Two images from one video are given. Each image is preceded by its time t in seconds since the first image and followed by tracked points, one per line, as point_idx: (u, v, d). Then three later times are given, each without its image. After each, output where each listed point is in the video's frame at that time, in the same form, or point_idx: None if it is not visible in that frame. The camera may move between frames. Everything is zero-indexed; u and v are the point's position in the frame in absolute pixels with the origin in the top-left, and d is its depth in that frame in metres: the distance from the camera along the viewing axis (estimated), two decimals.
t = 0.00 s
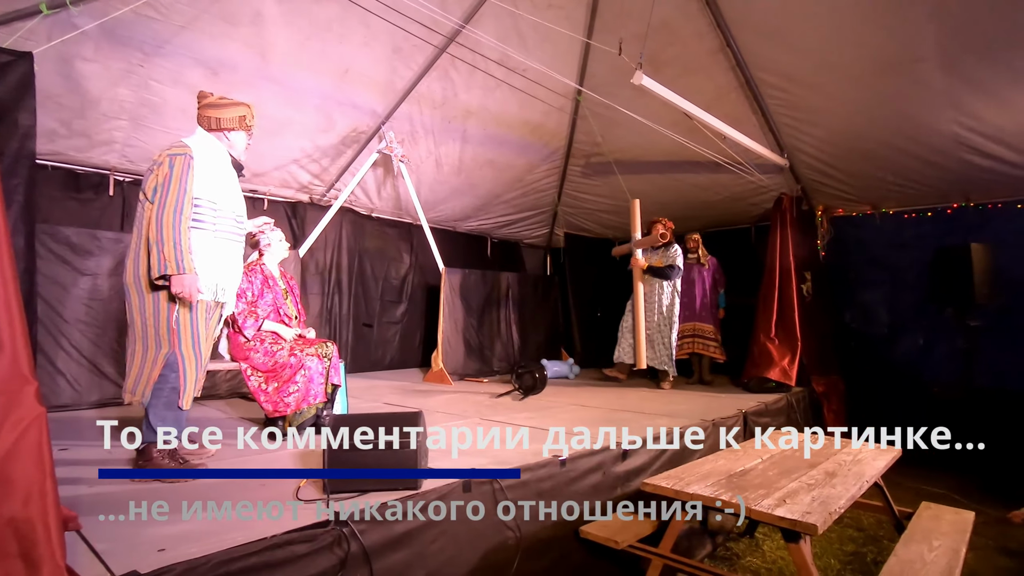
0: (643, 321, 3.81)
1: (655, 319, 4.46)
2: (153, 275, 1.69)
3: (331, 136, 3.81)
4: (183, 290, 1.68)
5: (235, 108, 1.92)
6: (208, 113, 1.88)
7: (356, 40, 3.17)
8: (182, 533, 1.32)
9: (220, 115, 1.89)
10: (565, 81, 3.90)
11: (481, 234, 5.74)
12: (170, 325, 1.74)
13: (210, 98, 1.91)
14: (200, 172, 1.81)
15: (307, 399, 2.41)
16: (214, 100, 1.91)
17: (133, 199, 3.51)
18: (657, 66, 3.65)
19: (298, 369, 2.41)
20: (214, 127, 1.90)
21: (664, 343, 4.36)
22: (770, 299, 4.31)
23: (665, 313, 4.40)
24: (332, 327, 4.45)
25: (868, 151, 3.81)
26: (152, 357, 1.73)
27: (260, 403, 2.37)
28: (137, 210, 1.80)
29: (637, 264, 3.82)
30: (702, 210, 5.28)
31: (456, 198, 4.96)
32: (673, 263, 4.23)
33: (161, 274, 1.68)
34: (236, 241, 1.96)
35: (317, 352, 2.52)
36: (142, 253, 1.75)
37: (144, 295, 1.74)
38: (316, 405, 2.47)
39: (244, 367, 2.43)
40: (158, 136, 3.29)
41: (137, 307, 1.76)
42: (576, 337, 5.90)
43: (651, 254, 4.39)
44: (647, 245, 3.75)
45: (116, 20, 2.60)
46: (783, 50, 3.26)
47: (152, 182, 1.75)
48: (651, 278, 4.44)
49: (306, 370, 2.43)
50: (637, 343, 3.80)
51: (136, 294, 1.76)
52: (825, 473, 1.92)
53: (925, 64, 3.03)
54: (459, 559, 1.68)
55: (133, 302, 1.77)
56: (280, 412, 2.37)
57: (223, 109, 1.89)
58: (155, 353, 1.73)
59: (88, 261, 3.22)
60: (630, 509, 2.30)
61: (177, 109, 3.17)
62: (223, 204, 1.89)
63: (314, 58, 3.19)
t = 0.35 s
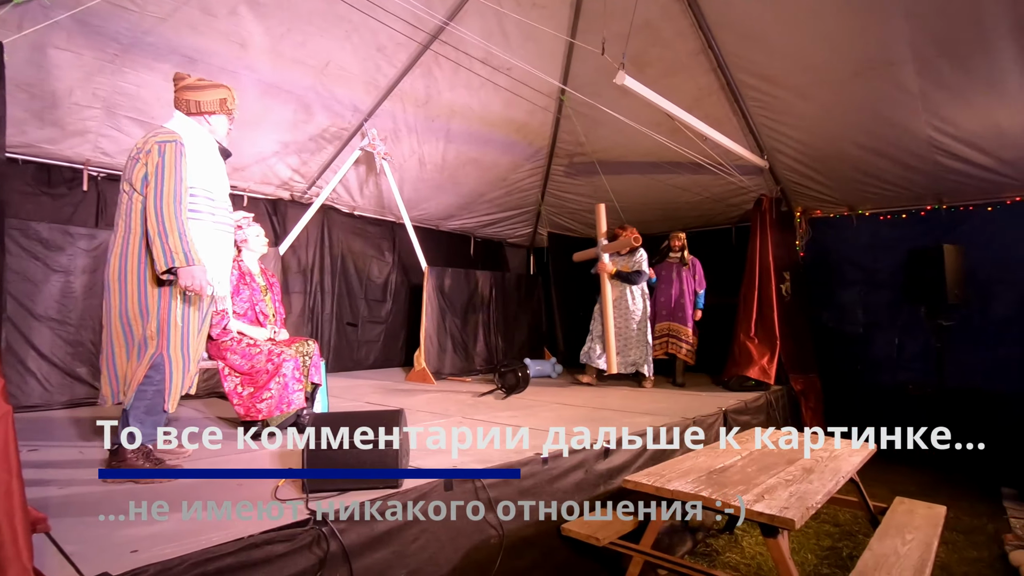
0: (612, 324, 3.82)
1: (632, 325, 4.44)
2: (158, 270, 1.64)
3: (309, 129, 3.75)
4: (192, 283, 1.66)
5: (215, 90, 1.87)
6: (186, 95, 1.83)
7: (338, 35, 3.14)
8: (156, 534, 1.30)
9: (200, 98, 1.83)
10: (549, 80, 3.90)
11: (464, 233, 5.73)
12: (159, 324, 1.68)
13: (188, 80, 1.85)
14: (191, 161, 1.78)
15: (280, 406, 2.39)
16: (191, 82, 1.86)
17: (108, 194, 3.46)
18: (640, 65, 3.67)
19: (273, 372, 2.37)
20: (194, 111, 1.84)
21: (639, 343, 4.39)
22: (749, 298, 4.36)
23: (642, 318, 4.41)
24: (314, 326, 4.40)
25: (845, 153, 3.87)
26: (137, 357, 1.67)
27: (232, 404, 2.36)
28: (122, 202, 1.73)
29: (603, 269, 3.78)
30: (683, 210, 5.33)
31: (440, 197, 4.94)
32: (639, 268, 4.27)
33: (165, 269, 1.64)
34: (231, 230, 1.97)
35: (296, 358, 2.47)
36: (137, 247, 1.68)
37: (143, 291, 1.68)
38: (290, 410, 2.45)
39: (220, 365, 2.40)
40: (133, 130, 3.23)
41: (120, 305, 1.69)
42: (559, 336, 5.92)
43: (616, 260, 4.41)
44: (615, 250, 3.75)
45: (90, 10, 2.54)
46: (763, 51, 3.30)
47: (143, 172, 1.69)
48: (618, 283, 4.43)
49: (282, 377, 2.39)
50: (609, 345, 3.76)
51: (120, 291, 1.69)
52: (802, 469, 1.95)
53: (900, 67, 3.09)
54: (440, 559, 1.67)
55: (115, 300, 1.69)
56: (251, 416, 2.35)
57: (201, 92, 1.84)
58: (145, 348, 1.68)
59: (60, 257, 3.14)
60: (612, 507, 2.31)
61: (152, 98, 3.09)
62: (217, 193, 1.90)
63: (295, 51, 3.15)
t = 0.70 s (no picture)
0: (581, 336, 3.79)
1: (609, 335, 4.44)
2: (161, 267, 1.65)
3: (292, 129, 3.72)
4: (196, 278, 1.68)
5: (193, 83, 1.82)
6: (162, 89, 1.78)
7: (321, 31, 3.11)
8: (133, 537, 1.28)
9: (177, 92, 1.79)
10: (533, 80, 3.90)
11: (447, 232, 5.71)
12: (156, 324, 1.69)
13: (164, 73, 1.80)
14: (179, 158, 1.76)
15: (260, 407, 2.35)
16: (168, 75, 1.81)
17: (83, 191, 3.40)
18: (624, 67, 3.69)
19: (253, 373, 2.34)
20: (172, 105, 1.80)
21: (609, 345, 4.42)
22: (730, 298, 4.42)
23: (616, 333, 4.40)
24: (295, 326, 4.35)
25: (823, 156, 3.94)
26: (127, 361, 1.65)
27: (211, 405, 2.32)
28: (108, 202, 1.69)
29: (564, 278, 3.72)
30: (666, 211, 5.37)
31: (423, 196, 4.92)
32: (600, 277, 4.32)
33: (168, 266, 1.65)
34: (219, 226, 1.98)
35: (276, 358, 2.45)
36: (132, 246, 1.67)
37: (143, 291, 1.67)
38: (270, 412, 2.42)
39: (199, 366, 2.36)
40: (109, 126, 3.16)
41: (110, 307, 1.65)
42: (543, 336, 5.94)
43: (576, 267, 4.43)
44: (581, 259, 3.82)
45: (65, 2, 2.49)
46: (744, 55, 3.34)
47: (131, 171, 1.67)
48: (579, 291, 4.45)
49: (261, 378, 2.35)
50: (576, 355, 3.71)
51: (110, 293, 1.65)
52: (781, 467, 1.97)
53: (878, 71, 3.14)
54: (424, 559, 1.67)
55: (104, 302, 1.65)
56: (231, 417, 2.31)
57: (178, 86, 1.79)
58: (145, 346, 1.67)
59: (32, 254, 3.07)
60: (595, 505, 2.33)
61: (128, 90, 3.02)
62: (207, 189, 1.90)
63: (277, 48, 3.11)
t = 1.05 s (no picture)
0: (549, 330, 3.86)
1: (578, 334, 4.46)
2: (144, 266, 1.62)
3: (271, 126, 3.67)
4: (181, 275, 1.67)
5: (153, 73, 1.75)
6: (122, 79, 1.71)
7: (299, 26, 3.06)
8: (101, 539, 1.24)
9: (138, 82, 1.72)
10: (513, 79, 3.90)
11: (426, 231, 5.68)
12: (139, 322, 1.66)
13: (124, 63, 1.74)
14: (148, 152, 1.72)
15: (234, 406, 2.31)
16: (127, 65, 1.74)
17: (49, 185, 3.30)
18: (603, 67, 3.71)
19: (226, 374, 2.31)
20: (133, 96, 1.74)
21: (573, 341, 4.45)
22: (707, 297, 4.48)
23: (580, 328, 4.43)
24: (269, 324, 4.29)
25: (797, 159, 4.02)
26: (113, 360, 1.61)
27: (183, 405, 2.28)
28: (77, 201, 1.63)
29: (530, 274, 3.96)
30: (643, 212, 5.41)
31: (402, 194, 4.89)
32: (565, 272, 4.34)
33: (151, 265, 1.62)
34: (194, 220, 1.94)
35: (250, 357, 2.42)
36: (109, 245, 1.62)
37: (125, 290, 1.64)
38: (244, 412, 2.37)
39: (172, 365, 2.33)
40: (76, 118, 3.07)
41: (90, 309, 1.59)
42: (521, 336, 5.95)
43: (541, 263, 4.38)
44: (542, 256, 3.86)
45: None
46: (721, 58, 3.38)
47: (102, 169, 1.63)
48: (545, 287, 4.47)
49: (235, 377, 2.32)
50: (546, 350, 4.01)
51: (89, 293, 1.60)
52: (755, 463, 2.01)
53: (850, 75, 3.21)
54: (402, 559, 1.65)
55: (83, 302, 1.60)
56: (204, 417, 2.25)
57: (138, 76, 1.73)
58: (127, 346, 1.64)
59: None
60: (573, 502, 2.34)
61: (98, 89, 2.96)
62: (180, 183, 1.86)
63: (252, 42, 3.05)
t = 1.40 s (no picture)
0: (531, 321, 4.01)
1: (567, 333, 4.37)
2: (130, 259, 1.60)
3: (263, 123, 3.65)
4: (169, 267, 1.64)
5: (142, 65, 1.72)
6: (112, 72, 1.68)
7: (291, 23, 3.04)
8: (94, 537, 1.23)
9: (127, 74, 1.69)
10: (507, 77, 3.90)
11: (418, 229, 5.67)
12: (127, 317, 1.64)
13: (114, 55, 1.71)
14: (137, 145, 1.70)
15: (226, 404, 2.29)
16: (115, 57, 1.71)
17: (36, 181, 3.26)
18: (597, 66, 3.72)
19: (218, 370, 2.29)
20: (122, 88, 1.71)
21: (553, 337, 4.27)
22: (699, 296, 4.50)
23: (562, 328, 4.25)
24: (259, 322, 4.26)
25: (787, 159, 4.05)
26: (103, 355, 1.60)
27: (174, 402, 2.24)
28: (65, 193, 1.62)
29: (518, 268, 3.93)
30: (635, 211, 5.43)
31: (394, 192, 4.88)
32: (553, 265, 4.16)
33: (138, 258, 1.60)
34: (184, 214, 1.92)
35: (243, 354, 2.41)
36: (96, 238, 1.60)
37: (112, 284, 1.62)
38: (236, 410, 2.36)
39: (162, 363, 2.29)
40: (64, 115, 3.03)
41: (76, 303, 1.58)
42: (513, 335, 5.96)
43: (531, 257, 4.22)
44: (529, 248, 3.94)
45: None
46: (713, 58, 3.40)
47: (90, 161, 1.61)
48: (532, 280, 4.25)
49: (228, 374, 2.31)
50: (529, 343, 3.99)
51: (76, 287, 1.58)
52: (749, 458, 2.02)
53: (841, 76, 3.23)
54: (398, 555, 1.65)
55: (70, 297, 1.58)
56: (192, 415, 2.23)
57: (127, 67, 1.70)
58: (114, 342, 1.62)
59: None
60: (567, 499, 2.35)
61: (87, 89, 2.94)
62: (170, 177, 1.84)
63: (244, 38, 3.02)
